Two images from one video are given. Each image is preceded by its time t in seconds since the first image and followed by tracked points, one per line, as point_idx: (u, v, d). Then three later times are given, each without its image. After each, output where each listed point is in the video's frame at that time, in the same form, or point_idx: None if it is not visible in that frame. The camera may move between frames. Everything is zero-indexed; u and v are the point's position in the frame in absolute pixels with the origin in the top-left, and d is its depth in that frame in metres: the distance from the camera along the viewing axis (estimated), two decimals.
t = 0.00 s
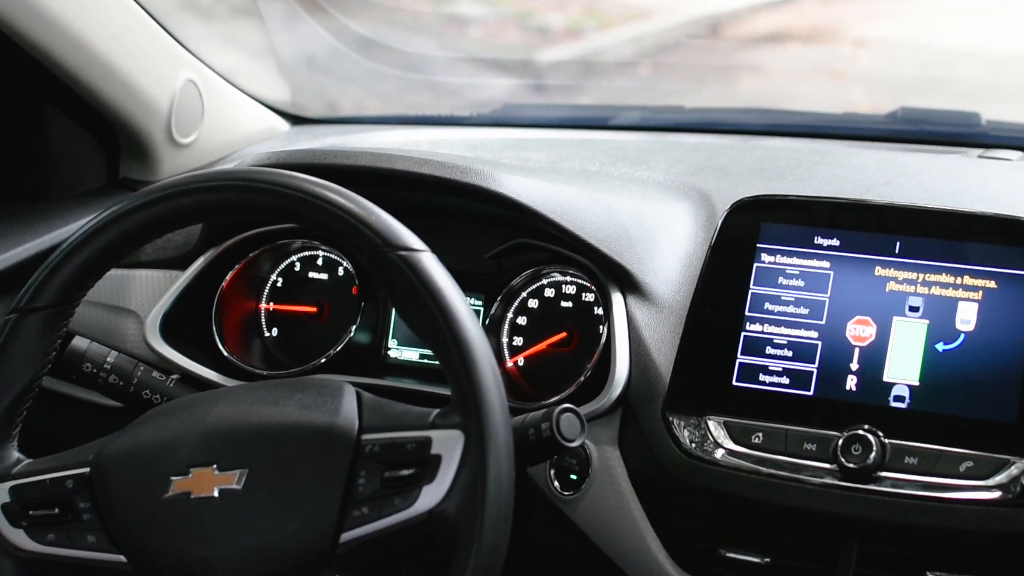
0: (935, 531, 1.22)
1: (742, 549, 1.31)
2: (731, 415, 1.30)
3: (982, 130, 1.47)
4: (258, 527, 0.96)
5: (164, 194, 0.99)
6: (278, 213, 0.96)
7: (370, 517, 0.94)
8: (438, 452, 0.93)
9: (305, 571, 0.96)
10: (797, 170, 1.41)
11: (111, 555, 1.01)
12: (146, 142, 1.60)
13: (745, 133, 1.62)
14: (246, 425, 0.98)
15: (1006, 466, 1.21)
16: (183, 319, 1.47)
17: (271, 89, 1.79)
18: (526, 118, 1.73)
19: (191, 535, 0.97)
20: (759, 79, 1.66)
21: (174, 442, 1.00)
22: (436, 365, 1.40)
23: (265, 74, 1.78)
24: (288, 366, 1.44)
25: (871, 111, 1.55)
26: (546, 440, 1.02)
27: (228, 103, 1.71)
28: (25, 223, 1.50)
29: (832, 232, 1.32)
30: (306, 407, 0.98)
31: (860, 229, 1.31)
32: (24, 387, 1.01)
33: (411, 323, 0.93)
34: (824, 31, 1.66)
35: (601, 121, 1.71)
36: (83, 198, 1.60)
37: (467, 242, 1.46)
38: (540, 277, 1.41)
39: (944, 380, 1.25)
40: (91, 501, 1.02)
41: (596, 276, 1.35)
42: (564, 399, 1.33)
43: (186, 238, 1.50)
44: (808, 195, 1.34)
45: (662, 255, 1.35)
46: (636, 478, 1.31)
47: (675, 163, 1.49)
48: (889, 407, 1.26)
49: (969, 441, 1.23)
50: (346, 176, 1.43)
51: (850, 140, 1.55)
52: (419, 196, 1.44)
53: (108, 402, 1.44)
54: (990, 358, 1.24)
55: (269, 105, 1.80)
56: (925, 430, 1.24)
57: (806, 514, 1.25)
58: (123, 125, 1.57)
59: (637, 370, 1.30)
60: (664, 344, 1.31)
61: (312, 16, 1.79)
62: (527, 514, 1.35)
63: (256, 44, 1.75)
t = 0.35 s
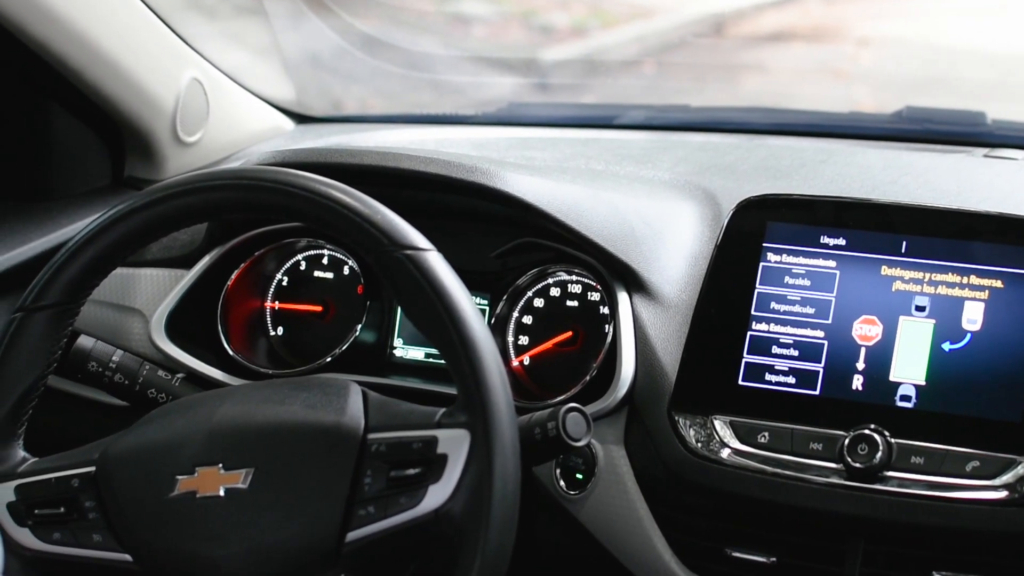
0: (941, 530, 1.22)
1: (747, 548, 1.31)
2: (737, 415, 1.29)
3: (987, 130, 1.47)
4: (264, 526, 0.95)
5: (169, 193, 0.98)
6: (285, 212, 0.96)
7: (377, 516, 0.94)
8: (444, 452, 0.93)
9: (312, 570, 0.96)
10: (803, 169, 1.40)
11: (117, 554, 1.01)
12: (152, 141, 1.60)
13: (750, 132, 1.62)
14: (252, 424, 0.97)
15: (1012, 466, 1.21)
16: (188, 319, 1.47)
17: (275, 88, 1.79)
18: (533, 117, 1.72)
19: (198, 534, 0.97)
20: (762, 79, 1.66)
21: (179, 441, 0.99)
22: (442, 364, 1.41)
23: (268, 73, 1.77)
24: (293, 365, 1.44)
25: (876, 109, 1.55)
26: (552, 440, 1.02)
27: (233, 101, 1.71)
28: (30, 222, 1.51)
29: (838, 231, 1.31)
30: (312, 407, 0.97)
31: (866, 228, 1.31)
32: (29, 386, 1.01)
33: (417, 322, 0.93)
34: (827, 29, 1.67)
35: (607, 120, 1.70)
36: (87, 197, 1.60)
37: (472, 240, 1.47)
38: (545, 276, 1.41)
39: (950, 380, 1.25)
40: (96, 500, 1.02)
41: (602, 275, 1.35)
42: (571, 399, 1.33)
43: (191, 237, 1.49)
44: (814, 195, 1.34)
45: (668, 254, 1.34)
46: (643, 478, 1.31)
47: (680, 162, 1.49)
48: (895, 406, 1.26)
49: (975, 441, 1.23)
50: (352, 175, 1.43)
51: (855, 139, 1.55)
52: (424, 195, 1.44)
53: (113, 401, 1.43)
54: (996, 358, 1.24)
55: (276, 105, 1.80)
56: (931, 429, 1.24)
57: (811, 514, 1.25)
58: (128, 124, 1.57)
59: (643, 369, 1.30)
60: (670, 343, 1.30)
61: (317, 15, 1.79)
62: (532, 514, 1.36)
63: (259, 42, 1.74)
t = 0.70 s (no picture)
0: (951, 530, 1.22)
1: (757, 548, 1.31)
2: (747, 415, 1.29)
3: (996, 129, 1.45)
4: (274, 527, 0.95)
5: (178, 192, 0.98)
6: (295, 212, 0.96)
7: (386, 517, 0.93)
8: (453, 452, 0.92)
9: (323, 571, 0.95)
10: (812, 169, 1.40)
11: (125, 554, 1.01)
12: (160, 140, 1.60)
13: (761, 132, 1.60)
14: (262, 424, 0.97)
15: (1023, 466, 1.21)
16: (195, 318, 1.46)
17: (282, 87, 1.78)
18: (541, 117, 1.70)
19: (208, 535, 0.96)
20: (768, 78, 1.66)
21: (188, 441, 0.99)
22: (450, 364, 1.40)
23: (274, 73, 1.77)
24: (302, 365, 1.45)
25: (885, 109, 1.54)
26: (562, 440, 1.01)
27: (240, 100, 1.71)
28: (37, 220, 1.50)
29: (848, 231, 1.31)
30: (323, 407, 0.97)
31: (876, 228, 1.30)
32: (37, 386, 1.01)
33: (426, 322, 0.92)
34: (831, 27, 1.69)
35: (614, 120, 1.68)
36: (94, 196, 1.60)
37: (479, 240, 1.46)
38: (553, 276, 1.40)
39: (961, 380, 1.25)
40: (105, 500, 1.02)
41: (611, 275, 1.35)
42: (580, 399, 1.33)
43: (200, 236, 1.50)
44: (824, 194, 1.33)
45: (678, 253, 1.34)
46: (653, 478, 1.31)
47: (689, 162, 1.49)
48: (905, 406, 1.26)
49: (985, 440, 1.23)
50: (360, 174, 1.42)
51: (866, 139, 1.54)
52: (432, 194, 1.43)
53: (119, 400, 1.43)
54: (1007, 358, 1.24)
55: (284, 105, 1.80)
56: (941, 429, 1.24)
57: (821, 514, 1.25)
58: (135, 123, 1.57)
59: (652, 369, 1.30)
60: (680, 343, 1.30)
61: (323, 13, 1.79)
62: (542, 515, 1.35)
63: (265, 39, 1.73)
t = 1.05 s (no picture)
0: (952, 530, 1.22)
1: (757, 548, 1.31)
2: (748, 415, 1.29)
3: (998, 129, 1.45)
4: (275, 526, 0.95)
5: (179, 193, 0.98)
6: (295, 212, 0.96)
7: (387, 516, 0.93)
8: (454, 452, 0.92)
9: (324, 570, 0.95)
10: (813, 169, 1.40)
11: (126, 553, 1.01)
12: (162, 140, 1.60)
13: (761, 131, 1.61)
14: (262, 424, 0.97)
15: (1023, 466, 1.21)
16: (197, 318, 1.47)
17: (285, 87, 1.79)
18: (541, 117, 1.72)
19: (208, 534, 0.97)
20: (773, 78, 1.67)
21: (189, 441, 0.99)
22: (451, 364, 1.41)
23: (275, 72, 1.77)
24: (302, 364, 1.45)
25: (886, 109, 1.55)
26: (562, 439, 1.01)
27: (242, 101, 1.71)
28: (39, 221, 1.51)
29: (848, 231, 1.31)
30: (323, 406, 0.97)
31: (875, 228, 1.30)
32: (39, 386, 1.01)
33: (426, 322, 0.92)
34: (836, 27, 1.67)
35: (614, 119, 1.70)
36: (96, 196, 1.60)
37: (481, 240, 1.47)
38: (554, 276, 1.41)
39: (960, 380, 1.25)
40: (106, 500, 1.02)
41: (612, 275, 1.35)
42: (581, 398, 1.33)
43: (202, 236, 1.50)
44: (824, 194, 1.33)
45: (677, 252, 1.34)
46: (654, 478, 1.31)
47: (690, 162, 1.49)
48: (905, 406, 1.26)
49: (985, 440, 1.23)
50: (362, 174, 1.42)
51: (866, 138, 1.55)
52: (433, 194, 1.43)
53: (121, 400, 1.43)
54: (1007, 358, 1.24)
55: (287, 105, 1.81)
56: (941, 429, 1.24)
57: (821, 514, 1.25)
58: (137, 124, 1.57)
59: (653, 369, 1.30)
60: (680, 343, 1.30)
61: (325, 13, 1.79)
62: (542, 515, 1.35)
63: (267, 39, 1.74)
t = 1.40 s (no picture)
0: (950, 528, 1.22)
1: (757, 547, 1.31)
2: (745, 413, 1.30)
3: (996, 127, 1.45)
4: (273, 524, 0.95)
5: (177, 192, 0.98)
6: (291, 210, 0.96)
7: (385, 514, 0.94)
8: (452, 450, 0.92)
9: (321, 567, 0.95)
10: (811, 167, 1.40)
11: (125, 551, 1.01)
12: (161, 139, 1.61)
13: (761, 131, 1.61)
14: (258, 422, 0.97)
15: (1021, 464, 1.21)
16: (196, 317, 1.47)
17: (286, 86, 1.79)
18: (541, 116, 1.72)
19: (206, 531, 0.97)
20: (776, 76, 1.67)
21: (188, 439, 0.99)
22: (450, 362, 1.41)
23: (276, 71, 1.77)
24: (302, 363, 1.46)
25: (886, 107, 1.55)
26: (560, 437, 1.01)
27: (241, 99, 1.72)
28: (40, 219, 1.51)
29: (847, 230, 1.30)
30: (320, 404, 0.97)
31: (875, 225, 1.29)
32: (37, 383, 1.01)
33: (424, 321, 0.92)
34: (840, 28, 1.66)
35: (614, 118, 1.69)
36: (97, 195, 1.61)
37: (480, 239, 1.47)
38: (553, 275, 1.41)
39: (959, 379, 1.24)
40: (105, 497, 1.02)
41: (611, 273, 1.35)
42: (579, 396, 1.33)
43: (201, 234, 1.50)
44: (823, 194, 1.31)
45: (675, 250, 1.34)
46: (653, 476, 1.31)
47: (689, 161, 1.49)
48: (905, 403, 1.25)
49: (980, 437, 1.23)
50: (361, 172, 1.42)
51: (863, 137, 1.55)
52: (432, 193, 1.44)
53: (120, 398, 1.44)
54: (1006, 358, 1.23)
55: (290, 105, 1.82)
56: (938, 427, 1.24)
57: (820, 512, 1.25)
58: (137, 122, 1.58)
59: (651, 367, 1.30)
60: (678, 342, 1.30)
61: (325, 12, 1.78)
62: (542, 513, 1.36)
63: (268, 37, 1.74)
